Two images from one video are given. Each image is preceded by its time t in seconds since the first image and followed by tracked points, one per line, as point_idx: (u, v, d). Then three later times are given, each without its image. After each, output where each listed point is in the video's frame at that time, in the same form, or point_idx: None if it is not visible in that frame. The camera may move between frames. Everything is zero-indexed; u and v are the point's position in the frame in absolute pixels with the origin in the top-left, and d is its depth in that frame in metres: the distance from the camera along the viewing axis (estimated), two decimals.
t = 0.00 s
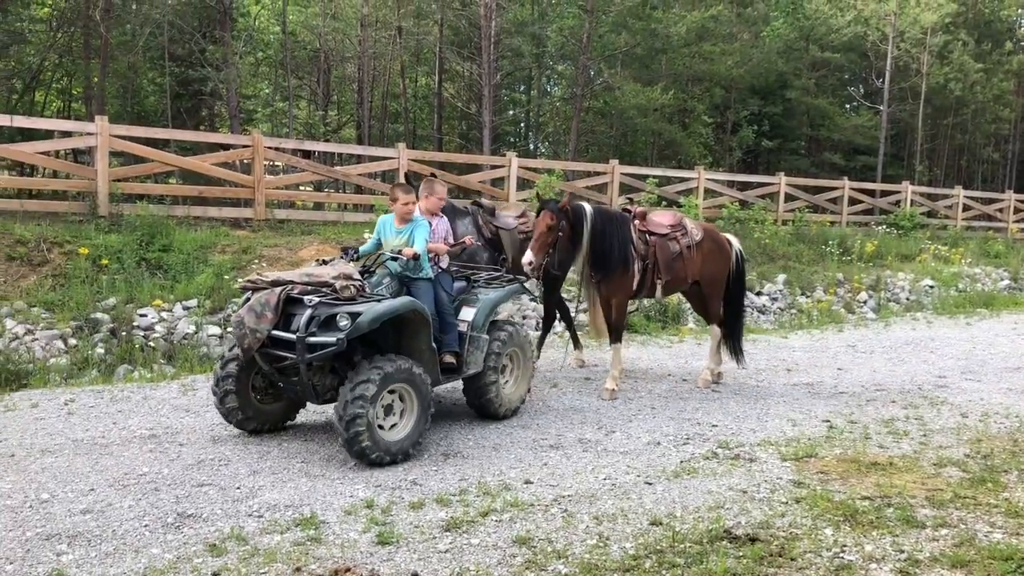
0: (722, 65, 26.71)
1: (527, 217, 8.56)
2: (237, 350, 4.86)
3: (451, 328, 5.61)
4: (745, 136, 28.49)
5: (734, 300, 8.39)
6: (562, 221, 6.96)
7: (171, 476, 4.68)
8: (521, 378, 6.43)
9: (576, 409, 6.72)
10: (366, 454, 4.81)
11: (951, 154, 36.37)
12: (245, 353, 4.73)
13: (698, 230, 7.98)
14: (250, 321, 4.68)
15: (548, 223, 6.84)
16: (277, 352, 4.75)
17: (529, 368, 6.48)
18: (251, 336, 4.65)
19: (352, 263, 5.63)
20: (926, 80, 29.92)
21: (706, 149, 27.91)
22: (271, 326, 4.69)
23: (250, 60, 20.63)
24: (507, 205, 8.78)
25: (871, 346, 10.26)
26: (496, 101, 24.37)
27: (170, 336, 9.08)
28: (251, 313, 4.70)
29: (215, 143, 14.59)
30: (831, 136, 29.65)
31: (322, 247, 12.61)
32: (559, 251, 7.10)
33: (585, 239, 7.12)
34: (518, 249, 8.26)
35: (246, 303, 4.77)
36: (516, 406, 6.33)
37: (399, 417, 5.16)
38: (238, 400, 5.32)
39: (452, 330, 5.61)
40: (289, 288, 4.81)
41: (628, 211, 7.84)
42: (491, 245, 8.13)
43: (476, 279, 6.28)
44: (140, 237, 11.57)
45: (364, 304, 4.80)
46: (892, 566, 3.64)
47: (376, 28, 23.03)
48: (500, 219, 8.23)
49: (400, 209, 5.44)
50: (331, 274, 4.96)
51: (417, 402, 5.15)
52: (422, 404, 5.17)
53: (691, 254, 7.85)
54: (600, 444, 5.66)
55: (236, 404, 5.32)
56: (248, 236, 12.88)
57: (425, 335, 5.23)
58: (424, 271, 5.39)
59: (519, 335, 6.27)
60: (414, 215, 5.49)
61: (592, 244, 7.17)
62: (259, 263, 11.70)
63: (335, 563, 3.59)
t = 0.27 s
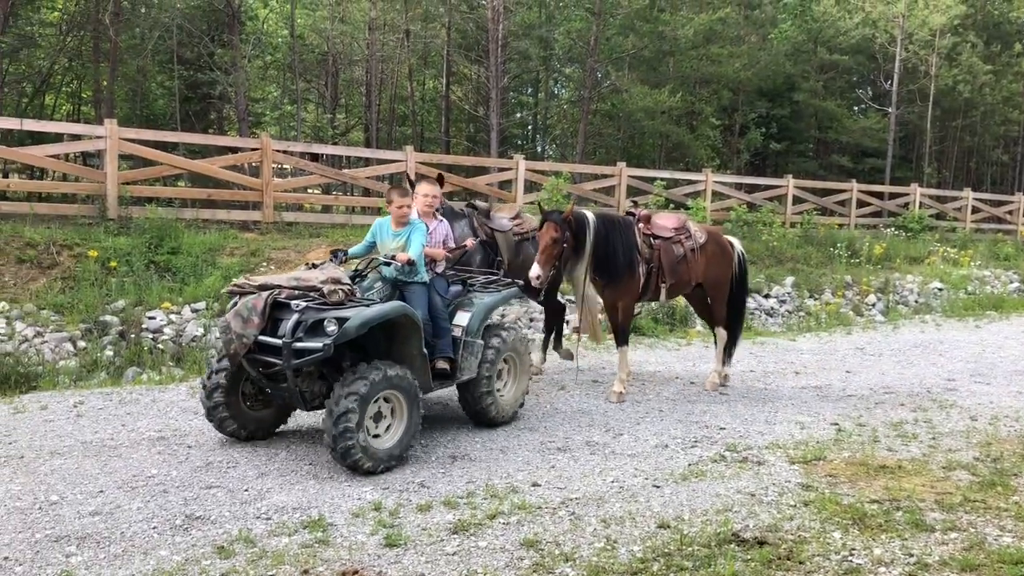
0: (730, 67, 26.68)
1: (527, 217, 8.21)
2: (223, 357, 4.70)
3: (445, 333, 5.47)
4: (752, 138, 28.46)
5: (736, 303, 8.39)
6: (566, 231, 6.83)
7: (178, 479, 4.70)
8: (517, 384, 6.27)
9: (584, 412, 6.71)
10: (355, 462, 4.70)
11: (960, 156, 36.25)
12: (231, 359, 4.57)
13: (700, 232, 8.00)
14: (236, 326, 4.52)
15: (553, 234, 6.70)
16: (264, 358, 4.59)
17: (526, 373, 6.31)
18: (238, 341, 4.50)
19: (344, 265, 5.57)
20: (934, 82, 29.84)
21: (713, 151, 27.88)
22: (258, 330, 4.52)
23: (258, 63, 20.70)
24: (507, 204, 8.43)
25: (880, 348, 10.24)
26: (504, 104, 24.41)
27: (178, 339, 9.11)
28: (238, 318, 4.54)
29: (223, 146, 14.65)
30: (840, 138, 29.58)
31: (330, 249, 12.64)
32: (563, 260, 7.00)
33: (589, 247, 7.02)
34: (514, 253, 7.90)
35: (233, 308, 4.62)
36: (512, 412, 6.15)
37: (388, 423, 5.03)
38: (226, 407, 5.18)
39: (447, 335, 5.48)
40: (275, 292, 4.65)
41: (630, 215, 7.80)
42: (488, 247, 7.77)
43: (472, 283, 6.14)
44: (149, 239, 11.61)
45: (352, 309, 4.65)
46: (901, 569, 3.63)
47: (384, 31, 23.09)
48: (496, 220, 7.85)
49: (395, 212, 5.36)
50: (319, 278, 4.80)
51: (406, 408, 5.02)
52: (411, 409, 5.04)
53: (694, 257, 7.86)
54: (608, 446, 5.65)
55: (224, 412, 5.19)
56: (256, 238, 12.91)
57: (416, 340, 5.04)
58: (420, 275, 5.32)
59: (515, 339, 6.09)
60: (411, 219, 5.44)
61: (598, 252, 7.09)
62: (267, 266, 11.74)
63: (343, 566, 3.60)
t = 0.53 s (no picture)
0: (737, 70, 26.66)
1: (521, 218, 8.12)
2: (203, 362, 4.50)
3: (435, 339, 5.31)
4: (760, 140, 28.42)
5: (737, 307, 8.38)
6: (571, 234, 6.92)
7: (186, 480, 4.70)
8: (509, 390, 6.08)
9: (591, 415, 6.69)
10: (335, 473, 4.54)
11: (969, 158, 36.15)
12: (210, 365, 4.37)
13: (702, 233, 7.89)
14: (216, 331, 4.31)
15: (557, 235, 6.78)
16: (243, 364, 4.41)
17: (519, 381, 6.13)
18: (217, 346, 4.29)
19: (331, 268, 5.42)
20: (943, 84, 29.74)
21: (721, 154, 27.85)
22: (239, 336, 4.32)
23: (266, 66, 20.77)
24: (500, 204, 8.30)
25: (888, 351, 10.21)
26: (511, 106, 24.44)
27: (186, 341, 9.13)
28: (218, 323, 4.33)
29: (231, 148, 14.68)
30: (847, 141, 29.50)
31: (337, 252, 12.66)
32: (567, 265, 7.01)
33: (593, 250, 7.08)
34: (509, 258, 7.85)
35: (213, 311, 4.40)
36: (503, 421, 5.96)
37: (371, 432, 4.88)
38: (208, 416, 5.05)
39: (437, 342, 5.32)
40: (257, 296, 4.45)
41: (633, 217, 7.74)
42: (485, 250, 7.67)
43: (464, 290, 5.98)
44: (157, 241, 11.65)
45: (336, 314, 4.48)
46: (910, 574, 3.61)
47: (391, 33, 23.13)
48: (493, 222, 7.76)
49: (384, 213, 5.23)
50: (301, 283, 4.61)
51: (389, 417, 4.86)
52: (395, 418, 4.88)
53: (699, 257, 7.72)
54: (615, 449, 5.65)
55: (206, 420, 5.06)
56: (264, 240, 12.94)
57: (403, 348, 4.89)
58: (411, 280, 5.21)
59: (506, 348, 5.93)
60: (401, 222, 5.32)
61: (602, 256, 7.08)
62: (275, 268, 11.76)
63: (350, 568, 3.60)
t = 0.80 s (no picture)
0: (745, 70, 26.62)
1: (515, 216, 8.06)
2: (182, 364, 4.46)
3: (423, 342, 5.18)
4: (768, 141, 28.36)
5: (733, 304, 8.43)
6: (569, 234, 6.86)
7: (195, 479, 4.72)
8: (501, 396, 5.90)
9: (599, 414, 6.69)
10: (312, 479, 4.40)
11: (977, 159, 36.03)
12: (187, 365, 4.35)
13: (698, 233, 7.90)
14: (193, 333, 4.28)
15: (555, 235, 6.74)
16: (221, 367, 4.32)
17: (511, 386, 5.96)
18: (194, 349, 4.27)
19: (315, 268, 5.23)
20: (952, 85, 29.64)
21: (729, 154, 27.80)
22: (216, 338, 4.27)
23: (274, 66, 20.82)
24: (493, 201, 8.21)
25: (897, 352, 10.17)
26: (518, 106, 24.45)
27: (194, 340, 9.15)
28: (195, 325, 4.29)
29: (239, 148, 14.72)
30: (856, 141, 29.41)
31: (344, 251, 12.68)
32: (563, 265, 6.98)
33: (592, 250, 7.00)
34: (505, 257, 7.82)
35: (192, 313, 4.37)
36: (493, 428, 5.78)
37: (353, 437, 4.74)
38: (190, 420, 4.93)
39: (423, 344, 5.18)
40: (234, 297, 4.37)
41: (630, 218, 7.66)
42: (480, 250, 7.70)
43: (456, 291, 5.82)
44: (166, 241, 11.68)
45: (315, 317, 4.37)
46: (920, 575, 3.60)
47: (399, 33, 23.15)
48: (487, 222, 7.74)
49: (371, 214, 5.03)
50: (279, 284, 4.54)
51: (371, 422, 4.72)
52: (377, 422, 4.74)
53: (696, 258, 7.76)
54: (623, 449, 5.64)
55: (187, 424, 4.93)
56: (272, 240, 12.96)
57: (386, 351, 4.76)
58: (399, 282, 5.06)
59: (498, 351, 5.76)
60: (388, 221, 5.10)
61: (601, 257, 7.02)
62: (283, 267, 11.79)
63: (359, 566, 3.60)
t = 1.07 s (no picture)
0: (755, 68, 26.55)
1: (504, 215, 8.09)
2: (156, 365, 4.33)
3: (408, 343, 5.05)
4: (777, 139, 28.29)
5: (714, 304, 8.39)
6: (562, 230, 6.62)
7: (205, 476, 4.74)
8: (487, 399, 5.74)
9: (608, 412, 6.69)
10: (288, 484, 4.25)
11: (988, 157, 35.85)
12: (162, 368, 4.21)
13: (684, 234, 7.83)
14: (166, 334, 4.16)
15: (548, 229, 6.51)
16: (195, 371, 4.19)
17: (502, 389, 5.81)
18: (169, 352, 4.14)
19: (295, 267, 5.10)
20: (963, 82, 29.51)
21: (738, 152, 27.75)
22: (190, 340, 4.13)
23: (283, 64, 20.87)
24: (482, 199, 8.24)
25: (907, 351, 10.12)
26: (527, 105, 24.46)
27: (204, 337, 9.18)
28: (169, 326, 4.17)
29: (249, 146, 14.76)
30: (866, 139, 29.31)
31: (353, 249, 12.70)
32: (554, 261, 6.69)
33: (586, 248, 6.75)
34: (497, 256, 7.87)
35: (165, 314, 4.24)
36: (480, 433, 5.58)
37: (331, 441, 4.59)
38: (167, 420, 4.80)
39: (407, 344, 5.04)
40: (208, 298, 4.24)
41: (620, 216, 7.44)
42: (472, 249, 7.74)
43: (445, 290, 5.69)
44: (175, 239, 11.72)
45: (291, 318, 4.24)
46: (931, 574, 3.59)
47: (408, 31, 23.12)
48: (478, 221, 7.77)
49: (350, 212, 4.91)
50: (256, 284, 4.40)
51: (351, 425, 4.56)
52: (356, 426, 4.58)
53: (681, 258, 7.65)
54: (632, 447, 5.64)
55: (164, 423, 4.80)
56: (281, 238, 12.99)
57: (367, 353, 4.63)
58: (384, 280, 4.94)
59: (487, 353, 5.62)
60: (371, 218, 5.01)
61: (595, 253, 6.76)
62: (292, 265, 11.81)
63: (369, 564, 3.60)
